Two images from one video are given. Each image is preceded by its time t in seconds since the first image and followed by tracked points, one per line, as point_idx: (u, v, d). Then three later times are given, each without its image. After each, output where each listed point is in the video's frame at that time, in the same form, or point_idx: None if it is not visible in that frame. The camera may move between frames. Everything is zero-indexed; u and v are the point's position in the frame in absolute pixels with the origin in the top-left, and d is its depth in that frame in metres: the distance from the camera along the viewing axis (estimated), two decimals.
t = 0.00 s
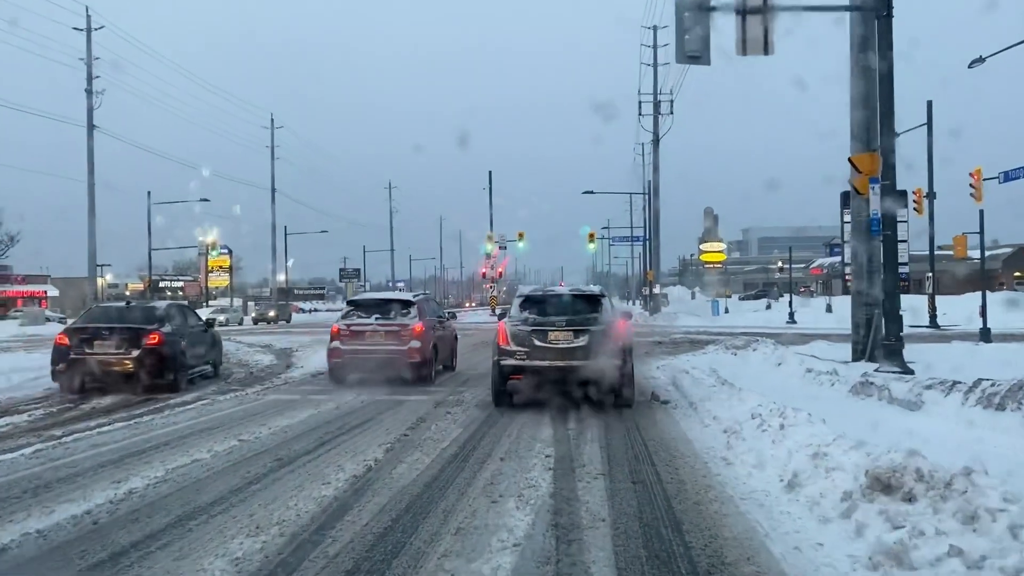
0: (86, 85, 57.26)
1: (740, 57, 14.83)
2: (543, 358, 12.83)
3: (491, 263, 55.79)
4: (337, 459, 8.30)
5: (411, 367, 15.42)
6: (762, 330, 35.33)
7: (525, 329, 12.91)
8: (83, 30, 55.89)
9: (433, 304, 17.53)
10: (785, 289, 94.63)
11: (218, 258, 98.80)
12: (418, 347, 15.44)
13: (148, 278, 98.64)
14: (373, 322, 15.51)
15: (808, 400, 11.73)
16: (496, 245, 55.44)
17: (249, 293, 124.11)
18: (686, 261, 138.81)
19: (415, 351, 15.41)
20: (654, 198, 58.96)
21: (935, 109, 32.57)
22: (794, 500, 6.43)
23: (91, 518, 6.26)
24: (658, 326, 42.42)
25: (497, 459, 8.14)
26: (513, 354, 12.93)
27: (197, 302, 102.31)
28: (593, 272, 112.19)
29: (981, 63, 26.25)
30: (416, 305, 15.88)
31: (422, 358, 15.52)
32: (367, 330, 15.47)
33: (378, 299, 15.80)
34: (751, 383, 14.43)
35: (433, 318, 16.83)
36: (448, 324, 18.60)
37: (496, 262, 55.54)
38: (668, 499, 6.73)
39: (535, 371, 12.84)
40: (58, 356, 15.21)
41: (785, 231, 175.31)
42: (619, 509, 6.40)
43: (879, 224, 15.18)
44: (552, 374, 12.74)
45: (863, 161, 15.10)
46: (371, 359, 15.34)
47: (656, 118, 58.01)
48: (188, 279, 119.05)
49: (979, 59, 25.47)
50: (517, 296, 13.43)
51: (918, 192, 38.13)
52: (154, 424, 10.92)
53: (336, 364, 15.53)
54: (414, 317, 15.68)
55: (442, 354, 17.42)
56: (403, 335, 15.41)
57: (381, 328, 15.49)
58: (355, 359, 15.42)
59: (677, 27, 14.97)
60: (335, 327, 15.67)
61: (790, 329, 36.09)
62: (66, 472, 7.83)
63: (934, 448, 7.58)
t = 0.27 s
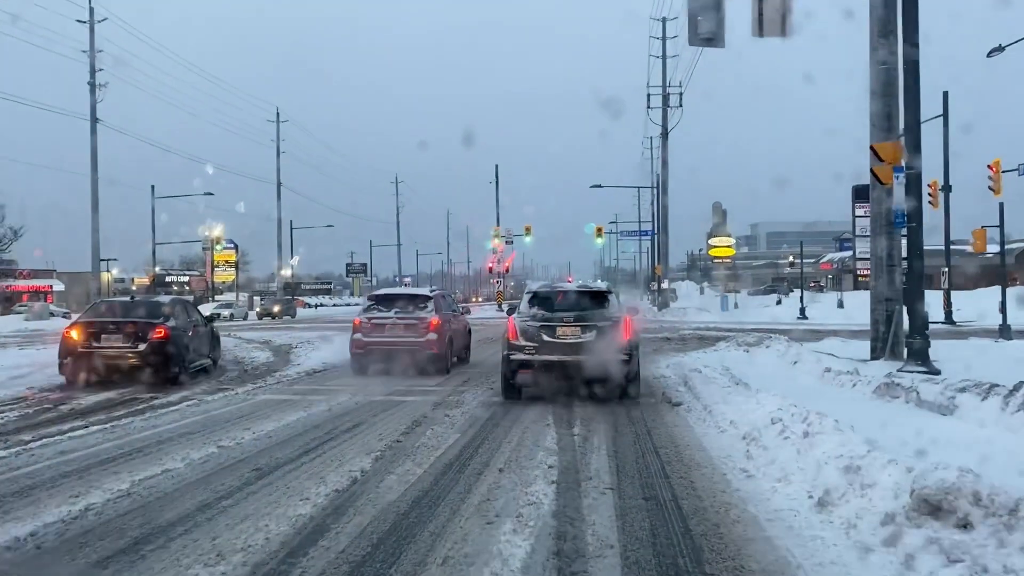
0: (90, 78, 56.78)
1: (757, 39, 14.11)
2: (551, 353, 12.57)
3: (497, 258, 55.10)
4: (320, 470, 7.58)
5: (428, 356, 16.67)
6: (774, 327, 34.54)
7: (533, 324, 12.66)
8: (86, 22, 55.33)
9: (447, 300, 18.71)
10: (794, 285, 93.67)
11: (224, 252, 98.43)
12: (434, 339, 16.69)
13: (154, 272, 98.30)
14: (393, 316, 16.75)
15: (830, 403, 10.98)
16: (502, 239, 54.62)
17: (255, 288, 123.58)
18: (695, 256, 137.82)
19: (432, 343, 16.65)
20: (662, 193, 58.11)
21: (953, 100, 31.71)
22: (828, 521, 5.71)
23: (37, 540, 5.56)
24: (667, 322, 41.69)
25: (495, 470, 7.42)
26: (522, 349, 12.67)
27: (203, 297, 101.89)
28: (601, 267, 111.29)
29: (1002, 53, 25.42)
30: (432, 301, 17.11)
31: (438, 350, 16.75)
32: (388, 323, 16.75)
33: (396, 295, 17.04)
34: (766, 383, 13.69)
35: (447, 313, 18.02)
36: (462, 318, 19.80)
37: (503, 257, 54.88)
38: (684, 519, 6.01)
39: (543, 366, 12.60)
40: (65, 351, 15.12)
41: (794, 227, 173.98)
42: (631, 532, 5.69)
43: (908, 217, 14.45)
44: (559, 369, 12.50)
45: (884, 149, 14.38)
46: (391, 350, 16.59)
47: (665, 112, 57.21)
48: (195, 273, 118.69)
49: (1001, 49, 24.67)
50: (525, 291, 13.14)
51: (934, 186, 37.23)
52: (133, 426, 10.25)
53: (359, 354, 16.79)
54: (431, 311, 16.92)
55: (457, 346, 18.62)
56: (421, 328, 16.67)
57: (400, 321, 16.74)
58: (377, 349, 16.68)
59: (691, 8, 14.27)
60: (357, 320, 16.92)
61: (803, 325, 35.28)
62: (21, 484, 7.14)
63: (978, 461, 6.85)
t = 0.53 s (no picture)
0: (91, 71, 56.14)
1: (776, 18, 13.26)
2: (558, 348, 12.56)
3: (503, 252, 54.33)
4: (294, 487, 6.78)
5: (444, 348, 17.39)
6: (785, 322, 33.70)
7: (540, 320, 12.65)
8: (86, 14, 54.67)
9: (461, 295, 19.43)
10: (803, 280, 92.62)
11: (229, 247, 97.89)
12: (450, 332, 17.39)
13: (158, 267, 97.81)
14: (410, 310, 17.47)
15: (855, 407, 10.15)
16: (507, 234, 53.80)
17: (260, 283, 123.02)
18: (702, 250, 136.77)
19: (447, 335, 17.37)
20: (670, 186, 57.21)
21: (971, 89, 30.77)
22: (873, 556, 4.91)
23: None
24: (674, 317, 40.87)
25: (489, 488, 6.63)
26: (530, 344, 12.62)
27: (208, 292, 101.37)
28: (608, 262, 110.37)
29: None
30: (446, 296, 17.79)
31: (454, 342, 17.47)
32: (406, 318, 17.47)
33: (413, 290, 17.78)
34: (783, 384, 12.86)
35: (462, 307, 18.74)
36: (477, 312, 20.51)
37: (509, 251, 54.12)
38: (703, 551, 5.21)
39: (550, 362, 12.57)
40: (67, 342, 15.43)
41: (802, 221, 172.64)
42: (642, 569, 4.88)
43: (937, 209, 13.52)
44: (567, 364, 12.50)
45: (911, 135, 13.53)
46: (409, 342, 17.33)
47: (673, 104, 56.29)
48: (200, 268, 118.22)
49: None
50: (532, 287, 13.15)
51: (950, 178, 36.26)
52: (102, 432, 9.51)
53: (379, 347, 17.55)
54: (446, 306, 17.62)
55: (472, 339, 19.35)
56: (436, 322, 17.38)
57: (417, 316, 17.45)
58: (395, 342, 17.42)
59: None
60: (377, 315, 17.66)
61: (814, 321, 34.42)
62: None
63: None
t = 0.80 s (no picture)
0: (90, 64, 55.37)
1: None
2: (563, 341, 13.24)
3: (507, 247, 53.38)
4: (248, 515, 5.87)
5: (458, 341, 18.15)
6: (796, 319, 32.69)
7: (546, 314, 13.36)
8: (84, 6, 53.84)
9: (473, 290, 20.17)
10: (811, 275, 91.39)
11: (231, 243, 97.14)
12: (464, 325, 18.17)
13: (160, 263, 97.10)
14: (427, 305, 18.25)
15: (887, 415, 9.18)
16: (511, 229, 52.86)
17: (263, 279, 122.28)
18: (708, 246, 135.56)
19: (461, 328, 18.14)
20: (676, 180, 56.15)
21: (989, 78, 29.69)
22: None
23: None
24: (682, 313, 39.85)
25: (474, 516, 5.70)
26: (536, 337, 13.32)
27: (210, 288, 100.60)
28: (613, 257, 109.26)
29: None
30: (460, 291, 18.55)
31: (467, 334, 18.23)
32: (422, 311, 18.25)
33: (429, 285, 18.55)
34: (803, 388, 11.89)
35: (475, 302, 19.51)
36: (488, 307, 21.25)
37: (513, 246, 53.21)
38: None
39: (556, 354, 13.24)
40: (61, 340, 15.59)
41: (809, 216, 171.16)
42: None
43: (968, 200, 12.55)
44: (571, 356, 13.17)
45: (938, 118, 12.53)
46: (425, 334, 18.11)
47: (679, 96, 55.25)
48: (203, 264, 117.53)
49: None
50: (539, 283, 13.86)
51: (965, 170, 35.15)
52: (54, 443, 8.62)
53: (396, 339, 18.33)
54: (460, 301, 18.40)
55: (483, 333, 20.09)
56: (450, 316, 18.15)
57: (432, 309, 18.24)
58: (412, 334, 18.18)
59: None
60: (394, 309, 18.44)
61: (825, 317, 33.38)
62: None
63: None
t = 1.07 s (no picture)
0: (86, 57, 54.41)
1: None
2: (568, 337, 13.14)
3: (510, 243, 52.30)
4: (178, 562, 4.87)
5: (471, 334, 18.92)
6: (807, 317, 31.59)
7: (552, 310, 13.26)
8: None
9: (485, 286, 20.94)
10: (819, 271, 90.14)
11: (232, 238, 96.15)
12: (477, 319, 18.94)
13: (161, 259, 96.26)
14: (442, 300, 19.02)
15: (927, 429, 8.16)
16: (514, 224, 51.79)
17: (265, 275, 121.37)
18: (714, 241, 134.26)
19: (474, 323, 18.91)
20: (682, 174, 55.02)
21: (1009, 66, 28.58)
22: None
23: None
24: (689, 310, 38.79)
25: (447, 566, 4.69)
26: (541, 333, 13.20)
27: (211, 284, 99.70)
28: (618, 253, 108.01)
29: None
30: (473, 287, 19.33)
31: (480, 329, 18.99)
32: (437, 306, 19.03)
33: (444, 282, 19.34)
34: (826, 394, 10.85)
35: (487, 298, 20.27)
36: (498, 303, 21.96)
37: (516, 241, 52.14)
38: None
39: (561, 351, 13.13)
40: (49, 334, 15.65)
41: (816, 211, 169.70)
42: None
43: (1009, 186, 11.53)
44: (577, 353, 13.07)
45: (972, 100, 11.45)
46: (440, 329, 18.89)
47: (685, 89, 54.13)
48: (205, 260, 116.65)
49: None
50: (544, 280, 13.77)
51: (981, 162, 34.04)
52: None
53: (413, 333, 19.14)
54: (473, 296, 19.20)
55: (495, 327, 20.84)
56: (464, 310, 18.95)
57: (447, 304, 19.01)
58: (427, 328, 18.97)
59: None
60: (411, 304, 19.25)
61: (837, 314, 32.28)
62: None
63: None
